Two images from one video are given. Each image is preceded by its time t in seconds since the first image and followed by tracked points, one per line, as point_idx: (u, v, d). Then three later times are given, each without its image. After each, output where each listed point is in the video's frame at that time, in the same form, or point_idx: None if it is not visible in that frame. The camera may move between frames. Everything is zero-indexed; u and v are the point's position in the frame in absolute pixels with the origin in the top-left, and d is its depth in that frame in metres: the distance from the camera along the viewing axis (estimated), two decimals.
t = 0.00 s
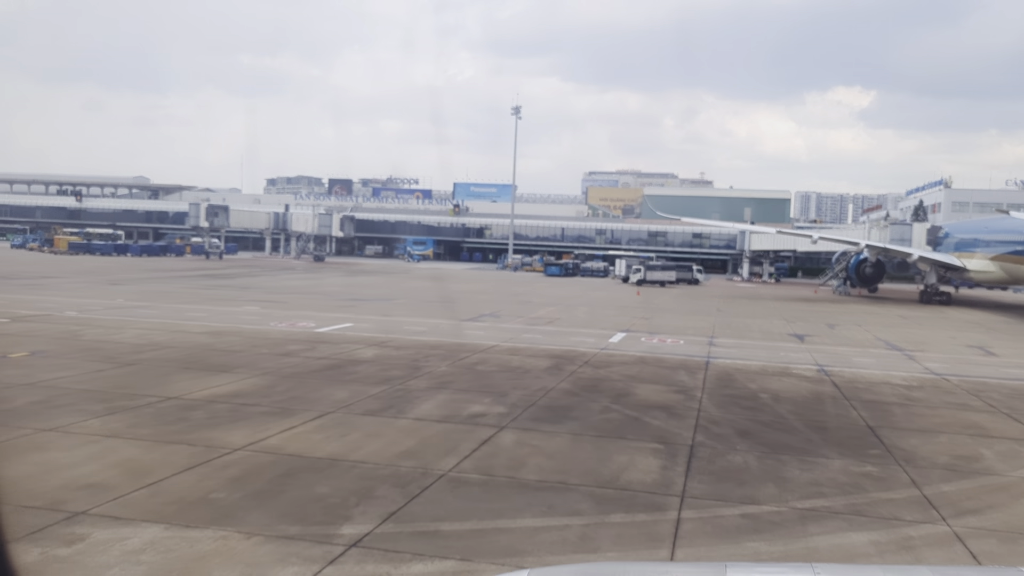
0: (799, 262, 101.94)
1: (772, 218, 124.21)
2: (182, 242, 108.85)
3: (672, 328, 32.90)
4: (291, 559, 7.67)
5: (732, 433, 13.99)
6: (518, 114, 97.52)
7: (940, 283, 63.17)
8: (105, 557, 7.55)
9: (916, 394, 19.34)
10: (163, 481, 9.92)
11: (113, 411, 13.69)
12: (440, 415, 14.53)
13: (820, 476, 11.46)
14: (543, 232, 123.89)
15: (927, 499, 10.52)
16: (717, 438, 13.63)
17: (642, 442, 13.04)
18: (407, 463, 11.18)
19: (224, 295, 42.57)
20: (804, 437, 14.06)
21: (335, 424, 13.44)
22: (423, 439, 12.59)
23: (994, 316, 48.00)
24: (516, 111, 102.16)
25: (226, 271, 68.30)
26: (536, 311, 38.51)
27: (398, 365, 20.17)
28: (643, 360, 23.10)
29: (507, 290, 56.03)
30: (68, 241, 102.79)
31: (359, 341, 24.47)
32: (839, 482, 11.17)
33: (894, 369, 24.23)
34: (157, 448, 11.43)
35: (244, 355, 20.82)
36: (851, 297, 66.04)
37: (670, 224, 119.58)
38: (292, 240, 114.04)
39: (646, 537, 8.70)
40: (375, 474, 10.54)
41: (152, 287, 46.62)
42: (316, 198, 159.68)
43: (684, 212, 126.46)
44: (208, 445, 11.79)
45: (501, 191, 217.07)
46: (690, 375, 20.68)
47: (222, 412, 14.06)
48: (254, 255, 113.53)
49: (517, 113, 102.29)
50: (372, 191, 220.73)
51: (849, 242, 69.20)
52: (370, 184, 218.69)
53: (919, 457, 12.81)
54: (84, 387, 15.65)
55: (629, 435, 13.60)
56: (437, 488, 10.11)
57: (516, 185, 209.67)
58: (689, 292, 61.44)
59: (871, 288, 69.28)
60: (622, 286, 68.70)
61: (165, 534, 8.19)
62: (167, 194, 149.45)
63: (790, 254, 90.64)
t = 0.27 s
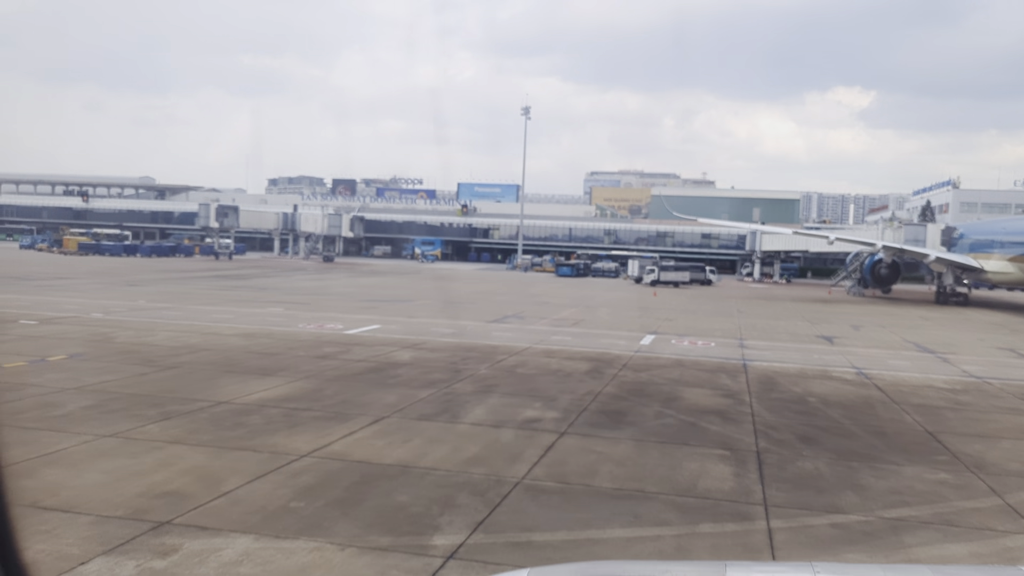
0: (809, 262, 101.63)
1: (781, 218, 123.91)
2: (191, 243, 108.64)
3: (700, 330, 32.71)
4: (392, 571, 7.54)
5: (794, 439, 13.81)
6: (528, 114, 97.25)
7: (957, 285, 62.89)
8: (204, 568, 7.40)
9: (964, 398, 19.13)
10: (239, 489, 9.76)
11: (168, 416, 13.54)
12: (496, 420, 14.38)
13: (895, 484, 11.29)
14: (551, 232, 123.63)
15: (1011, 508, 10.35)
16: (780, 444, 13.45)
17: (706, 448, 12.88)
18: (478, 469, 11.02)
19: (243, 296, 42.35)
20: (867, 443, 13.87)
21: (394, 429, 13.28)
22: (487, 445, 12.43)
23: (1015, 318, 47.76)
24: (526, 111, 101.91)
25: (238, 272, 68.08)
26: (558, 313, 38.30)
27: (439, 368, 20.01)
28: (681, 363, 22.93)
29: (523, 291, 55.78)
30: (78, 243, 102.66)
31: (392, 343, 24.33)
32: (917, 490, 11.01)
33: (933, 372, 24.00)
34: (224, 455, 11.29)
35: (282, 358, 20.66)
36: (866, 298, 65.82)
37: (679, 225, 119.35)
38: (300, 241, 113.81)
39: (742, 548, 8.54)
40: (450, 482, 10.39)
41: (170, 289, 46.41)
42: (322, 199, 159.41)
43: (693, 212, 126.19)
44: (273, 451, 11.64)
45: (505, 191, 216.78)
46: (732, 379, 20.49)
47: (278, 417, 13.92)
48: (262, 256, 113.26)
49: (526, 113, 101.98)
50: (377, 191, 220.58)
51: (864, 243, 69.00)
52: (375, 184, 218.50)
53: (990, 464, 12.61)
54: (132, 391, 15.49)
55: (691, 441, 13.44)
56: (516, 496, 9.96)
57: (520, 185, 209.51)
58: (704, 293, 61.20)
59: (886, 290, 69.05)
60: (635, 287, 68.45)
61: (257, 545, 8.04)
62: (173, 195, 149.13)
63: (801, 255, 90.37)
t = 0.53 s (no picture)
0: (819, 263, 101.24)
1: (789, 219, 123.66)
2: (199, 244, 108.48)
3: (727, 332, 32.50)
4: None
5: (858, 445, 13.59)
6: (538, 115, 97.05)
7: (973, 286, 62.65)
8: None
9: (1012, 402, 18.92)
10: (318, 498, 9.56)
11: (225, 422, 13.32)
12: (553, 425, 14.19)
13: (975, 492, 11.09)
14: (559, 232, 123.43)
15: None
16: (846, 451, 13.24)
17: (772, 455, 12.68)
18: (552, 478, 10.83)
19: (262, 297, 42.12)
20: (931, 449, 13.67)
21: (455, 435, 13.07)
22: (553, 452, 12.22)
23: None
24: (535, 111, 101.63)
25: (250, 273, 67.93)
26: (581, 314, 38.08)
27: (480, 372, 19.81)
28: (719, 367, 22.70)
29: (539, 292, 55.54)
30: (87, 244, 102.30)
31: (425, 346, 24.12)
32: (999, 499, 10.79)
33: (972, 375, 23.77)
34: (292, 462, 11.10)
35: (320, 361, 20.45)
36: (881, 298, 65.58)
37: (687, 225, 119.03)
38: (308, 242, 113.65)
39: (844, 561, 8.33)
40: (528, 491, 10.19)
41: (186, 290, 46.17)
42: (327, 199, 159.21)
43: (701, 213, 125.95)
44: (341, 458, 11.46)
45: (508, 191, 216.64)
46: (775, 382, 20.29)
47: (334, 422, 13.73)
48: (270, 256, 113.07)
49: (535, 113, 101.72)
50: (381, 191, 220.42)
51: (878, 243, 68.79)
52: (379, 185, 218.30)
53: None
54: (181, 396, 15.28)
55: (755, 447, 13.23)
56: (598, 506, 9.76)
57: (524, 185, 209.42)
58: (719, 294, 60.95)
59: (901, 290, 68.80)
60: (648, 288, 68.19)
61: (353, 558, 7.85)
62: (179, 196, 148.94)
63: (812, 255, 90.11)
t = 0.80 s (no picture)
0: (830, 263, 100.82)
1: (798, 219, 123.32)
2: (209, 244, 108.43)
3: (756, 334, 32.29)
4: None
5: (924, 452, 13.40)
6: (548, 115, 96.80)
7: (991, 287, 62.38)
8: None
9: None
10: (400, 507, 9.41)
11: (284, 427, 13.17)
12: (613, 430, 14.02)
13: None
14: (567, 233, 123.21)
15: None
16: (914, 457, 13.04)
17: (841, 461, 12.50)
18: (630, 486, 10.66)
19: (283, 298, 41.96)
20: (999, 455, 13.47)
21: (517, 441, 12.90)
22: (622, 459, 12.05)
23: None
24: (545, 111, 101.38)
25: (264, 273, 67.78)
26: (605, 316, 37.90)
27: (522, 375, 19.63)
28: (758, 369, 22.50)
29: (556, 293, 55.33)
30: (97, 244, 102.20)
31: (460, 348, 23.94)
32: None
33: (1012, 377, 23.56)
34: (364, 469, 10.94)
35: (360, 364, 20.30)
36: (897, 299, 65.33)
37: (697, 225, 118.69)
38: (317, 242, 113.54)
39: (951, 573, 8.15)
40: (609, 500, 10.03)
41: (205, 290, 46.02)
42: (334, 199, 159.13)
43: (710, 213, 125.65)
44: (411, 465, 11.30)
45: (513, 191, 216.53)
46: (819, 386, 20.11)
47: (393, 427, 13.58)
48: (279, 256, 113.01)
49: (545, 113, 101.48)
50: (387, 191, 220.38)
51: (894, 244, 68.48)
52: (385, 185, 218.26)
53: None
54: (232, 400, 15.12)
55: (821, 453, 13.05)
56: (684, 514, 9.59)
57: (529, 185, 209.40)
58: (735, 295, 60.72)
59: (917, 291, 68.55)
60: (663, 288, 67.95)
61: (455, 570, 7.69)
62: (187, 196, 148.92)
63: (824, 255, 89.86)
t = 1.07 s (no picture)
0: (838, 266, 100.64)
1: (805, 222, 123.17)
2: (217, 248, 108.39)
3: (782, 339, 32.14)
4: None
5: (990, 461, 13.22)
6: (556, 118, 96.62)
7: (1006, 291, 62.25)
8: None
9: None
10: (485, 520, 9.25)
11: (343, 436, 13.00)
12: (672, 439, 13.87)
13: None
14: (574, 236, 123.07)
15: None
16: (982, 466, 12.88)
17: (911, 471, 12.33)
18: (708, 497, 10.50)
19: (302, 303, 41.80)
20: None
21: (580, 451, 12.73)
22: (691, 469, 11.90)
23: None
24: (553, 115, 101.28)
25: (276, 277, 67.57)
26: (627, 320, 37.73)
27: (564, 381, 19.47)
28: (796, 375, 22.34)
29: (571, 296, 55.16)
30: (104, 248, 102.01)
31: (494, 354, 23.77)
32: None
33: None
34: (436, 480, 10.78)
35: (399, 370, 20.15)
36: (910, 303, 65.18)
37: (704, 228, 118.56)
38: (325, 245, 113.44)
39: None
40: (692, 512, 9.87)
41: (222, 295, 45.84)
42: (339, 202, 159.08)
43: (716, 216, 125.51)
44: (482, 475, 11.14)
45: (517, 194, 216.55)
46: (862, 392, 19.94)
47: (452, 435, 13.43)
48: (287, 259, 112.86)
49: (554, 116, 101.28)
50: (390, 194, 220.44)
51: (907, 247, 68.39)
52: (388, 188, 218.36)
53: None
54: (283, 409, 14.96)
55: (887, 462, 12.88)
56: (772, 527, 9.43)
57: (531, 189, 209.60)
58: (749, 299, 60.55)
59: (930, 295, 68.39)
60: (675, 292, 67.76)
61: None
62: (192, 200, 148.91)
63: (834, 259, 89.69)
